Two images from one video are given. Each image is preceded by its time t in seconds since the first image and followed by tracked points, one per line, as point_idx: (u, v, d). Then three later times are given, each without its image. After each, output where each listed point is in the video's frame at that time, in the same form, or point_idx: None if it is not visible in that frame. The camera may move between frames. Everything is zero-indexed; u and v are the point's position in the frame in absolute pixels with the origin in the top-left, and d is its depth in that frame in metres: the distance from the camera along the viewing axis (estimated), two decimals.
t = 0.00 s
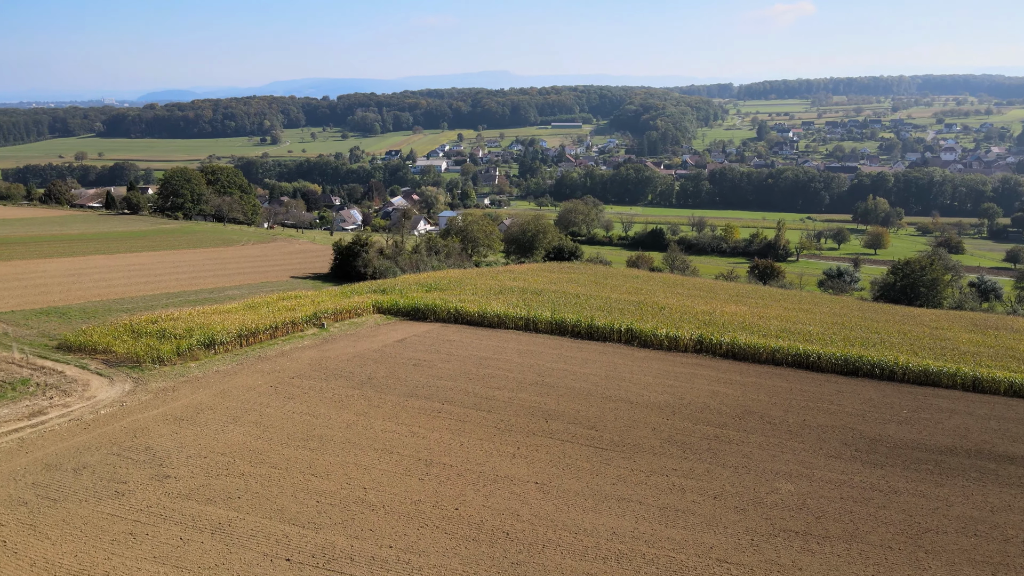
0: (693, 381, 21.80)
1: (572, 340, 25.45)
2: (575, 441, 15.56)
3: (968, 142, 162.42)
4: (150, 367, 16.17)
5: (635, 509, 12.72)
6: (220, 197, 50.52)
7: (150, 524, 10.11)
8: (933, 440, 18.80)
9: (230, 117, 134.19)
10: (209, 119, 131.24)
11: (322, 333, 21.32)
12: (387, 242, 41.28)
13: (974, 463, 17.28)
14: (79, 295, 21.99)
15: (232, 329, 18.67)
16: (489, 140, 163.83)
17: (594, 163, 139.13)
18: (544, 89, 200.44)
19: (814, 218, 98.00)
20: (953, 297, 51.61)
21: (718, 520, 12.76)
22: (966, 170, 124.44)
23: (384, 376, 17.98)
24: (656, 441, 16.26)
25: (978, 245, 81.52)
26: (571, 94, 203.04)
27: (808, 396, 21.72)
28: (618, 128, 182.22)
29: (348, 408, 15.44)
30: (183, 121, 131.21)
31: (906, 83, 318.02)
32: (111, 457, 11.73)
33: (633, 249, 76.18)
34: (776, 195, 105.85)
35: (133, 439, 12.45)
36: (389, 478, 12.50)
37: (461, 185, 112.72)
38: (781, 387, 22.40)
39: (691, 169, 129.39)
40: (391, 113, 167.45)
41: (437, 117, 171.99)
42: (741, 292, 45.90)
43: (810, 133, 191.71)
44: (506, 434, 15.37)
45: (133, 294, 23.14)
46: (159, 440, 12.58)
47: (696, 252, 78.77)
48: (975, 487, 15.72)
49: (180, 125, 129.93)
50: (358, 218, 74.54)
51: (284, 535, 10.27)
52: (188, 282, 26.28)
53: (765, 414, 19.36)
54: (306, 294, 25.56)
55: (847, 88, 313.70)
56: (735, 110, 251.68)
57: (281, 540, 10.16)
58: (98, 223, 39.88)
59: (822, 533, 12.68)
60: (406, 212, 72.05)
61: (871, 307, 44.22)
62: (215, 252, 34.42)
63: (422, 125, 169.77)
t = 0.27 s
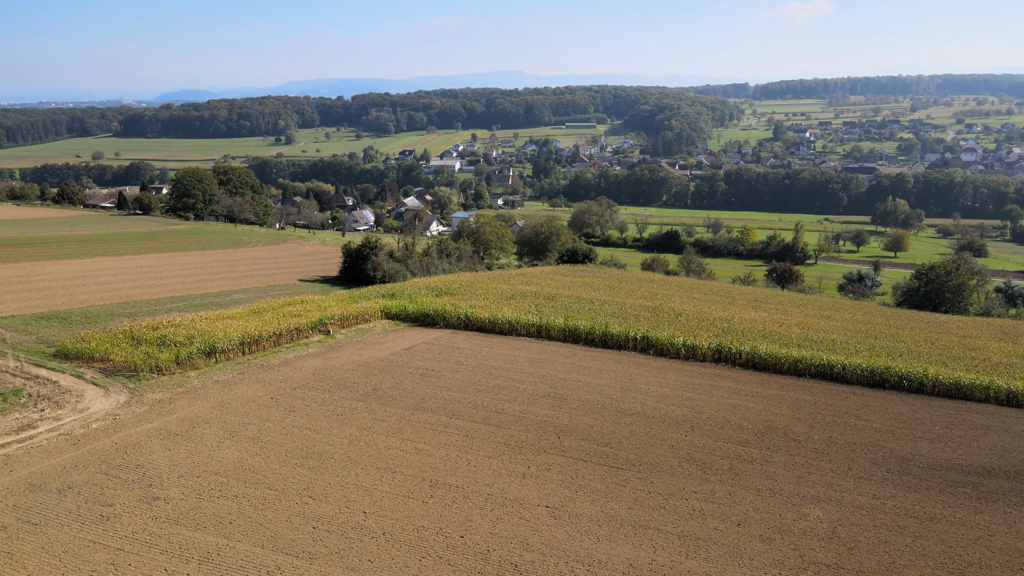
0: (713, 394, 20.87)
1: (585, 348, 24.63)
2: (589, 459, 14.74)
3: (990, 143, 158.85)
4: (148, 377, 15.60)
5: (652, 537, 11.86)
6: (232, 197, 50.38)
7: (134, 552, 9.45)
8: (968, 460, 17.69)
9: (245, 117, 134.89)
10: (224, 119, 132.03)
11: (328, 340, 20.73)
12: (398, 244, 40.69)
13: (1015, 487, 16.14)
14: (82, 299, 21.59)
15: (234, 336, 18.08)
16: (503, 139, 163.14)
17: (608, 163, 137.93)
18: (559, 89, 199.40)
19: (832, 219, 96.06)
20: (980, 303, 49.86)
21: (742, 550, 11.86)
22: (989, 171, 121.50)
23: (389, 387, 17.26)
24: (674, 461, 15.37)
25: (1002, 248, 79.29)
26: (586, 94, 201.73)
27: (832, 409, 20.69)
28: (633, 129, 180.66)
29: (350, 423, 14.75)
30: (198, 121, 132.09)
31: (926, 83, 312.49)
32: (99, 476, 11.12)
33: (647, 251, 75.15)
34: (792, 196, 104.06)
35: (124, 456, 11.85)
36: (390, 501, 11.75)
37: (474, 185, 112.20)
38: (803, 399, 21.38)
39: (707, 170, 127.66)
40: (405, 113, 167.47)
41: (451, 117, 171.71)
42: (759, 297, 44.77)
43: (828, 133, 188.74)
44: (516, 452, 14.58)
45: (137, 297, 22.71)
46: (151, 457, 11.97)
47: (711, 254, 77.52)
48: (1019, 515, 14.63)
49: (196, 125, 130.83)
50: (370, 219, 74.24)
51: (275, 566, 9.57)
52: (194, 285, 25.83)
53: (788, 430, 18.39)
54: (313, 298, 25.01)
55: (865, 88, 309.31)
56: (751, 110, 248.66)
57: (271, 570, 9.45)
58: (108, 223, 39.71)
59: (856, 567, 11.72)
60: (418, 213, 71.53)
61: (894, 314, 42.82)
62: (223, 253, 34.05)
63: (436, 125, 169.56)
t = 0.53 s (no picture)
0: (733, 407, 19.92)
1: (599, 357, 23.78)
2: (603, 480, 13.91)
3: (1013, 143, 155.39)
4: (144, 387, 14.99)
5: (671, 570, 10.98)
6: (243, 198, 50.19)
7: None
8: (1009, 483, 16.53)
9: (260, 117, 135.46)
10: (239, 119, 132.67)
11: (333, 348, 20.10)
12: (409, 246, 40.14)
13: None
14: (84, 303, 21.15)
15: (236, 344, 17.50)
16: (517, 140, 162.45)
17: (622, 163, 136.59)
18: (573, 89, 198.27)
19: (850, 221, 94.16)
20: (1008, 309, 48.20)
21: None
22: (1012, 172, 118.70)
23: (394, 400, 16.56)
24: (693, 482, 14.49)
25: None
26: (600, 94, 200.39)
27: (859, 425, 19.65)
28: (647, 129, 179.04)
29: (352, 438, 14.04)
30: (213, 121, 132.83)
31: (945, 82, 307.13)
32: (84, 498, 10.51)
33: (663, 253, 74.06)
34: (809, 197, 102.13)
35: (112, 476, 11.22)
36: (391, 527, 11.02)
37: (487, 185, 111.56)
38: (827, 414, 20.37)
39: (722, 170, 125.94)
40: (418, 113, 167.38)
41: (465, 117, 171.32)
42: (778, 302, 43.57)
43: (845, 133, 185.82)
44: (525, 472, 13.78)
45: (140, 302, 22.24)
46: (140, 477, 11.32)
47: (728, 257, 76.22)
48: None
49: (211, 125, 131.59)
50: (382, 219, 73.86)
51: None
52: (200, 289, 25.36)
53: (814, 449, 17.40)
54: (320, 303, 24.40)
55: (883, 88, 304.77)
56: (768, 110, 245.64)
57: None
58: (120, 223, 39.56)
59: None
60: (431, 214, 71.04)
61: (918, 321, 41.44)
62: (232, 255, 33.64)
63: (450, 124, 169.28)
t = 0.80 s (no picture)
0: (755, 423, 18.96)
1: (613, 367, 22.93)
2: (619, 504, 13.06)
3: None
4: (139, 399, 14.41)
5: None
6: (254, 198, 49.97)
7: None
8: None
9: (275, 117, 135.95)
10: (254, 119, 133.25)
11: (338, 356, 19.47)
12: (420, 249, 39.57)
13: None
14: (86, 308, 20.71)
15: (237, 353, 16.91)
16: (530, 140, 161.62)
17: (636, 164, 135.16)
18: (587, 89, 196.92)
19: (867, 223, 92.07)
20: None
21: None
22: None
23: (399, 413, 15.86)
24: (715, 507, 13.58)
25: None
26: (614, 94, 198.86)
27: (889, 443, 18.56)
28: (662, 129, 177.28)
29: (354, 456, 13.32)
30: (229, 121, 133.56)
31: (965, 82, 301.39)
32: (66, 523, 9.89)
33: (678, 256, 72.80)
34: (826, 199, 99.96)
35: (98, 498, 10.60)
36: (391, 556, 10.26)
37: (500, 186, 110.83)
38: (855, 431, 19.32)
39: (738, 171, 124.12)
40: (432, 113, 167.18)
41: (479, 117, 170.79)
42: (797, 308, 42.35)
43: (863, 133, 182.63)
44: (535, 494, 12.97)
45: (144, 306, 21.79)
46: (128, 498, 10.71)
47: (744, 259, 74.76)
48: None
49: (226, 125, 132.36)
50: (394, 220, 73.42)
51: None
52: (206, 292, 24.89)
53: (842, 469, 16.39)
54: (327, 309, 23.78)
55: (902, 87, 299.83)
56: (784, 110, 242.33)
57: None
58: (130, 224, 39.40)
59: None
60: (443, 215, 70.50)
61: (944, 328, 40.00)
62: (241, 258, 33.22)
63: (463, 124, 168.81)
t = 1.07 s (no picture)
0: (777, 439, 18.00)
1: (628, 378, 22.12)
2: (633, 531, 12.24)
3: None
4: (134, 411, 13.83)
5: None
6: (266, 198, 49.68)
7: None
8: None
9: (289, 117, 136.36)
10: (268, 119, 133.79)
11: (343, 365, 18.82)
12: (431, 251, 38.94)
13: None
14: (88, 312, 20.29)
15: (238, 362, 16.32)
16: (544, 140, 160.68)
17: (651, 164, 133.65)
18: (602, 89, 195.61)
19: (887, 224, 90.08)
20: None
21: None
22: None
23: (404, 428, 15.15)
24: (737, 535, 12.66)
25: None
26: (629, 94, 197.26)
27: (922, 463, 17.45)
28: (677, 129, 175.46)
29: (355, 475, 12.63)
30: (244, 121, 134.19)
31: (987, 82, 295.56)
32: (43, 551, 9.30)
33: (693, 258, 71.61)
34: (844, 200, 97.82)
35: (81, 523, 9.99)
36: None
37: (513, 186, 110.04)
38: (885, 449, 18.23)
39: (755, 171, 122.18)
40: (446, 113, 166.97)
41: (493, 117, 170.26)
42: (818, 314, 41.06)
43: (881, 133, 179.61)
44: (546, 518, 12.21)
45: (146, 311, 21.34)
46: (111, 522, 10.10)
47: (761, 262, 73.38)
48: None
49: (241, 124, 133.04)
50: (407, 221, 72.96)
51: None
52: (212, 296, 24.47)
53: (872, 492, 15.36)
54: (334, 315, 23.18)
55: (921, 87, 294.77)
56: (801, 109, 239.04)
57: None
58: (141, 225, 39.20)
59: None
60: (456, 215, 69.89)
61: (971, 336, 38.57)
62: (250, 260, 32.80)
63: (477, 124, 168.37)
